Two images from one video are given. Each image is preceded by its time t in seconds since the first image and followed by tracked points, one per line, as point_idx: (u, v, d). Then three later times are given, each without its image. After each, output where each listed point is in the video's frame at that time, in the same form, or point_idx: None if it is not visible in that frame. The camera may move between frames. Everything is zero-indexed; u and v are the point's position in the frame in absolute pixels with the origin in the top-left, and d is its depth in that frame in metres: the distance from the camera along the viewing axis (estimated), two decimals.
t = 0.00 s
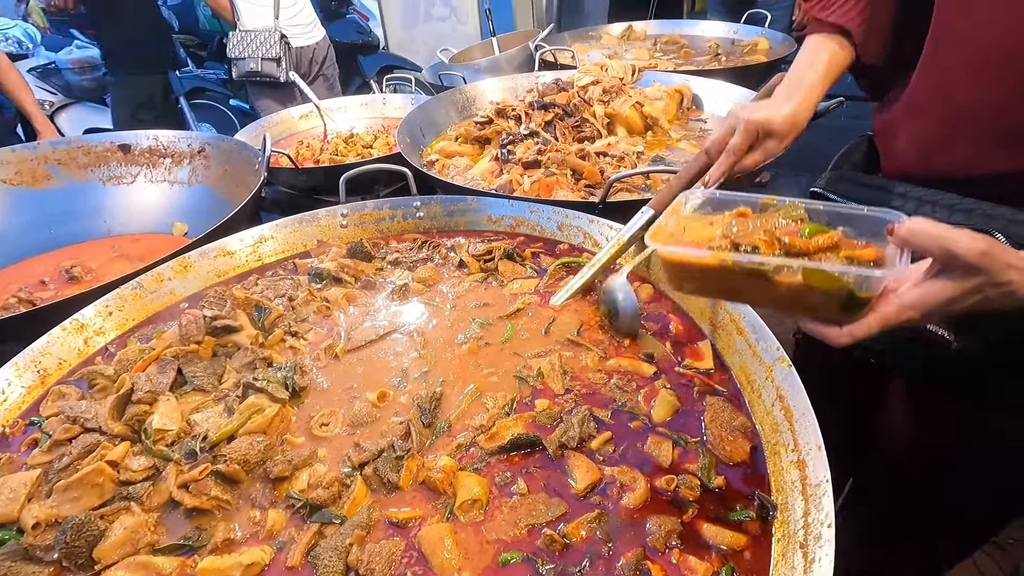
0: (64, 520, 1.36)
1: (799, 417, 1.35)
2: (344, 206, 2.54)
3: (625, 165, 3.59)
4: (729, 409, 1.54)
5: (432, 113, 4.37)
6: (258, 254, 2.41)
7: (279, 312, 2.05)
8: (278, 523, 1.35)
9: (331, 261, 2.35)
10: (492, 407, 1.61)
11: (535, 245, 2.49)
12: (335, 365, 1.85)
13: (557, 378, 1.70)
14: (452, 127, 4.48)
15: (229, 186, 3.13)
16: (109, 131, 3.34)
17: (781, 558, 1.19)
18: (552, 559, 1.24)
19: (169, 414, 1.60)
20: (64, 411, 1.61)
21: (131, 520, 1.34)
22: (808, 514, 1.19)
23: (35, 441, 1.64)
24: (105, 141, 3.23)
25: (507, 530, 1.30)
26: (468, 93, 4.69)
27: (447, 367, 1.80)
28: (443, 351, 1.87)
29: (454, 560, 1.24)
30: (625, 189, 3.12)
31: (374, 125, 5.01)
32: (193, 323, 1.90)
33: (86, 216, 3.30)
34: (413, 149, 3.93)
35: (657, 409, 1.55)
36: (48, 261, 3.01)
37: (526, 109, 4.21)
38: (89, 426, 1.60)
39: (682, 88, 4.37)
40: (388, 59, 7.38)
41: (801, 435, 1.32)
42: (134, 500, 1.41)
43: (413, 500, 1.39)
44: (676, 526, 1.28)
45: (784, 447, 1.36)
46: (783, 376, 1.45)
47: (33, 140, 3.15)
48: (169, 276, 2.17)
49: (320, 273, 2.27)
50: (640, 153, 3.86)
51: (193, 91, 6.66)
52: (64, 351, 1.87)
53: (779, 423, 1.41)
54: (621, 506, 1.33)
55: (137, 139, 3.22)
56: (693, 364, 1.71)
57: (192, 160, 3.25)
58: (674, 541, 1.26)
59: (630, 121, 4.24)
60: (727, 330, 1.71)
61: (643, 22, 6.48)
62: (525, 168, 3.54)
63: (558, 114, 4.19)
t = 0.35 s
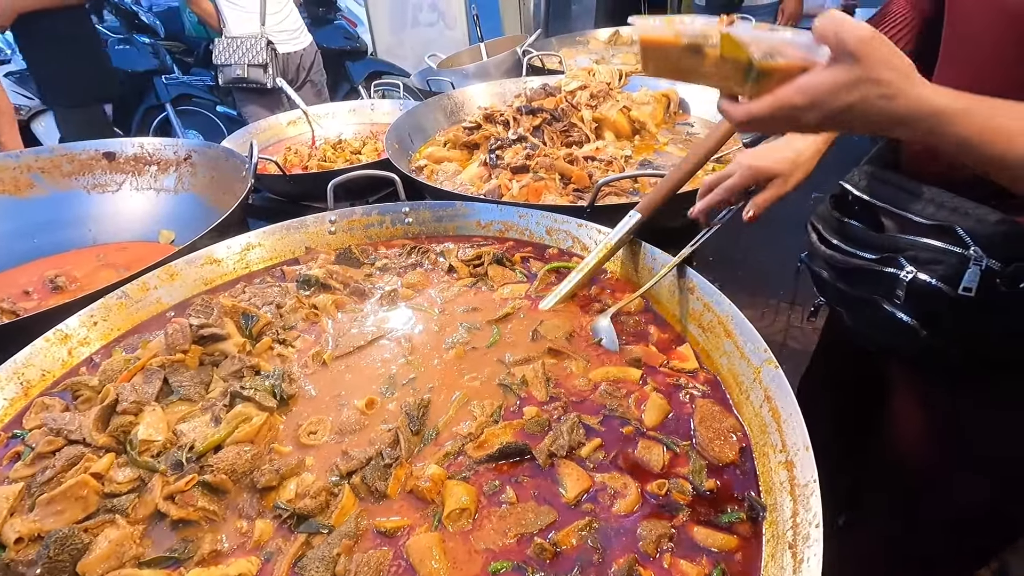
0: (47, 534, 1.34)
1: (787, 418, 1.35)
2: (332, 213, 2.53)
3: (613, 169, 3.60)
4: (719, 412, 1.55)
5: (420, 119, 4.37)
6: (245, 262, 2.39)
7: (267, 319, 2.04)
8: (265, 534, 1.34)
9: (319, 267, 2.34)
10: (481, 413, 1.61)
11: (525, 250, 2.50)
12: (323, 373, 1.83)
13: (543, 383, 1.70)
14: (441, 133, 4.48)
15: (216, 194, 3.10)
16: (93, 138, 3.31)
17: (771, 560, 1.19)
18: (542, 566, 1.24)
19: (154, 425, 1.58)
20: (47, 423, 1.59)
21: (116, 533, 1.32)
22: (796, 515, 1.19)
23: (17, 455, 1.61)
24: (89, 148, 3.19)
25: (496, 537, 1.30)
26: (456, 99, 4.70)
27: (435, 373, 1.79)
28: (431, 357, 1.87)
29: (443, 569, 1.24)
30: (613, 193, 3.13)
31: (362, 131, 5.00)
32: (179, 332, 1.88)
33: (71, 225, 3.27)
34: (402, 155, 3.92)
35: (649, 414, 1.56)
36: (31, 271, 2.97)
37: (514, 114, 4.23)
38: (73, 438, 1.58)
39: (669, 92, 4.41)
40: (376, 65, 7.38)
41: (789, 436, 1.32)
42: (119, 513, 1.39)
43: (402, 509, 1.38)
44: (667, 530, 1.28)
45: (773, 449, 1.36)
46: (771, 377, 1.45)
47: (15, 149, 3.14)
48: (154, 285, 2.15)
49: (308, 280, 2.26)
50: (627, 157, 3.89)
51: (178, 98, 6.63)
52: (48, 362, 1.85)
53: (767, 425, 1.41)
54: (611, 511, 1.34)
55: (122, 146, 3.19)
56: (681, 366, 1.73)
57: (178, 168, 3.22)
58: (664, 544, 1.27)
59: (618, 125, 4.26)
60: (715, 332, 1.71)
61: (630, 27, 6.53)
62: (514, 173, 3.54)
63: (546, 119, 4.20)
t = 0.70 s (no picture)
0: (43, 539, 1.34)
1: (783, 418, 1.35)
2: (328, 215, 2.53)
3: (609, 171, 3.61)
4: (715, 412, 1.55)
5: (416, 121, 4.38)
6: (241, 264, 2.39)
7: (263, 322, 2.03)
8: (263, 537, 1.34)
9: (316, 270, 2.33)
10: (479, 414, 1.61)
11: (521, 251, 2.50)
12: (320, 375, 1.83)
13: (542, 384, 1.70)
14: (437, 135, 4.48)
15: (212, 196, 3.09)
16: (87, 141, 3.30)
17: (769, 558, 1.19)
18: (542, 566, 1.24)
19: (151, 428, 1.58)
20: (42, 427, 1.59)
21: (112, 538, 1.32)
22: (794, 514, 1.19)
23: (11, 460, 1.60)
24: (83, 152, 3.19)
25: (495, 537, 1.30)
26: (452, 101, 4.70)
27: (432, 375, 1.79)
28: (429, 358, 1.86)
29: (443, 569, 1.24)
30: (608, 195, 3.14)
31: (358, 134, 5.00)
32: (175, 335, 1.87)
33: (65, 228, 3.26)
34: (398, 157, 3.92)
35: (646, 414, 1.56)
36: (24, 274, 2.95)
37: (509, 117, 4.24)
38: (68, 442, 1.57)
39: (664, 94, 4.42)
40: (372, 68, 7.38)
41: (785, 436, 1.32)
42: (116, 517, 1.39)
43: (401, 509, 1.38)
44: (665, 530, 1.28)
45: (769, 448, 1.37)
46: (767, 377, 1.46)
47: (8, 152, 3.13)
48: (150, 288, 2.14)
49: (304, 282, 2.25)
50: (623, 159, 3.89)
51: (173, 100, 6.72)
52: (42, 366, 1.84)
53: (763, 425, 1.42)
54: (610, 511, 1.34)
55: (116, 149, 3.18)
56: (677, 366, 1.73)
57: (173, 171, 3.21)
58: (662, 543, 1.27)
59: (613, 127, 4.27)
60: (712, 333, 1.72)
61: (624, 29, 6.56)
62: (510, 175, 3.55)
63: (542, 121, 4.21)
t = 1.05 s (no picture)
0: (37, 560, 1.33)
1: (778, 429, 1.36)
2: (323, 231, 2.54)
3: (602, 184, 3.64)
4: (710, 423, 1.56)
5: (410, 135, 4.40)
6: (237, 281, 2.39)
7: (259, 338, 2.04)
8: (259, 555, 1.34)
9: (312, 285, 2.34)
10: (475, 428, 1.62)
11: (516, 265, 2.52)
12: (316, 391, 1.82)
13: (538, 398, 1.71)
14: (431, 150, 4.51)
15: (208, 212, 3.10)
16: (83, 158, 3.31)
17: (766, 570, 1.20)
18: None
19: (146, 447, 1.57)
20: (37, 447, 1.58)
21: (107, 558, 1.31)
22: (789, 525, 1.20)
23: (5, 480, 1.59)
24: (79, 170, 3.19)
25: (492, 553, 1.30)
26: (447, 116, 4.74)
27: (428, 389, 1.80)
28: (425, 373, 1.87)
29: None
30: (602, 208, 3.17)
31: (353, 148, 5.03)
32: (170, 353, 1.87)
33: (61, 246, 3.26)
34: (393, 172, 3.94)
35: (642, 426, 1.57)
36: (18, 292, 2.95)
37: (503, 131, 4.28)
38: (63, 462, 1.56)
39: (655, 108, 4.48)
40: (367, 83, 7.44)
41: (780, 447, 1.33)
42: (111, 537, 1.38)
43: (398, 526, 1.38)
44: (662, 543, 1.28)
45: (764, 459, 1.37)
46: (761, 389, 1.47)
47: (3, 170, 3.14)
48: (145, 305, 2.14)
49: (300, 298, 2.26)
50: (616, 172, 3.92)
51: (168, 116, 6.74)
52: (36, 385, 1.84)
53: (758, 435, 1.42)
54: (606, 524, 1.34)
55: (111, 166, 3.19)
56: (672, 377, 1.75)
57: (169, 188, 3.22)
58: (659, 557, 1.27)
59: (606, 141, 4.31)
60: (706, 345, 1.73)
61: (616, 45, 6.65)
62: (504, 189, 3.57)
63: (535, 135, 4.25)
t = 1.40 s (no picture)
0: None
1: (740, 491, 1.39)
2: (295, 298, 2.55)
3: (571, 246, 3.75)
4: (677, 486, 1.59)
5: (384, 201, 4.50)
6: (206, 351, 2.38)
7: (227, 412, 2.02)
8: None
9: (282, 354, 2.33)
10: (446, 499, 1.62)
11: (487, 328, 2.56)
12: (284, 465, 1.80)
13: (509, 465, 1.72)
14: (404, 214, 4.60)
15: (178, 278, 3.09)
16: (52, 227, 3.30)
17: None
18: None
19: (104, 532, 1.53)
20: None
21: None
22: None
23: None
24: (46, 239, 3.19)
25: None
26: (419, 181, 4.87)
27: (399, 459, 1.79)
28: (396, 441, 1.87)
29: None
30: (571, 269, 3.26)
31: (328, 212, 5.09)
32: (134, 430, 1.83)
33: (23, 314, 3.21)
34: (366, 237, 4.00)
35: (610, 491, 1.59)
36: None
37: (474, 196, 4.41)
38: (13, 552, 1.50)
39: (619, 171, 4.67)
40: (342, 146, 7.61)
41: (743, 509, 1.35)
42: None
43: None
44: None
45: (729, 522, 1.40)
46: (723, 450, 1.50)
47: None
48: (110, 380, 2.11)
49: (270, 368, 2.25)
50: (583, 234, 4.04)
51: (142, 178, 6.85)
52: None
53: (723, 497, 1.45)
54: None
55: (82, 235, 3.21)
56: (640, 440, 1.78)
57: (139, 255, 3.24)
58: None
59: (573, 203, 4.44)
60: (671, 406, 1.77)
61: (582, 110, 7.01)
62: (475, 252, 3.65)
63: (505, 199, 4.39)
